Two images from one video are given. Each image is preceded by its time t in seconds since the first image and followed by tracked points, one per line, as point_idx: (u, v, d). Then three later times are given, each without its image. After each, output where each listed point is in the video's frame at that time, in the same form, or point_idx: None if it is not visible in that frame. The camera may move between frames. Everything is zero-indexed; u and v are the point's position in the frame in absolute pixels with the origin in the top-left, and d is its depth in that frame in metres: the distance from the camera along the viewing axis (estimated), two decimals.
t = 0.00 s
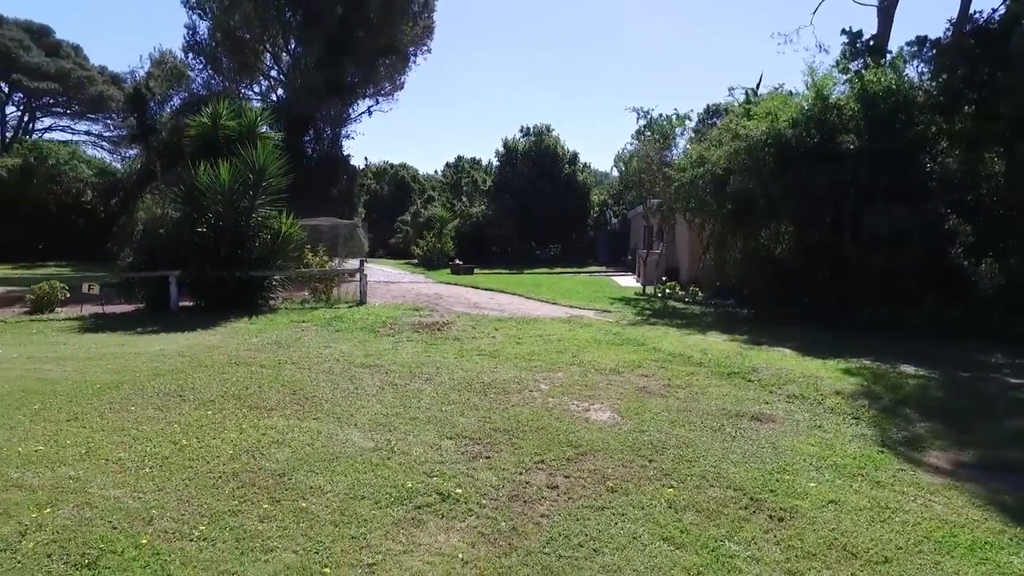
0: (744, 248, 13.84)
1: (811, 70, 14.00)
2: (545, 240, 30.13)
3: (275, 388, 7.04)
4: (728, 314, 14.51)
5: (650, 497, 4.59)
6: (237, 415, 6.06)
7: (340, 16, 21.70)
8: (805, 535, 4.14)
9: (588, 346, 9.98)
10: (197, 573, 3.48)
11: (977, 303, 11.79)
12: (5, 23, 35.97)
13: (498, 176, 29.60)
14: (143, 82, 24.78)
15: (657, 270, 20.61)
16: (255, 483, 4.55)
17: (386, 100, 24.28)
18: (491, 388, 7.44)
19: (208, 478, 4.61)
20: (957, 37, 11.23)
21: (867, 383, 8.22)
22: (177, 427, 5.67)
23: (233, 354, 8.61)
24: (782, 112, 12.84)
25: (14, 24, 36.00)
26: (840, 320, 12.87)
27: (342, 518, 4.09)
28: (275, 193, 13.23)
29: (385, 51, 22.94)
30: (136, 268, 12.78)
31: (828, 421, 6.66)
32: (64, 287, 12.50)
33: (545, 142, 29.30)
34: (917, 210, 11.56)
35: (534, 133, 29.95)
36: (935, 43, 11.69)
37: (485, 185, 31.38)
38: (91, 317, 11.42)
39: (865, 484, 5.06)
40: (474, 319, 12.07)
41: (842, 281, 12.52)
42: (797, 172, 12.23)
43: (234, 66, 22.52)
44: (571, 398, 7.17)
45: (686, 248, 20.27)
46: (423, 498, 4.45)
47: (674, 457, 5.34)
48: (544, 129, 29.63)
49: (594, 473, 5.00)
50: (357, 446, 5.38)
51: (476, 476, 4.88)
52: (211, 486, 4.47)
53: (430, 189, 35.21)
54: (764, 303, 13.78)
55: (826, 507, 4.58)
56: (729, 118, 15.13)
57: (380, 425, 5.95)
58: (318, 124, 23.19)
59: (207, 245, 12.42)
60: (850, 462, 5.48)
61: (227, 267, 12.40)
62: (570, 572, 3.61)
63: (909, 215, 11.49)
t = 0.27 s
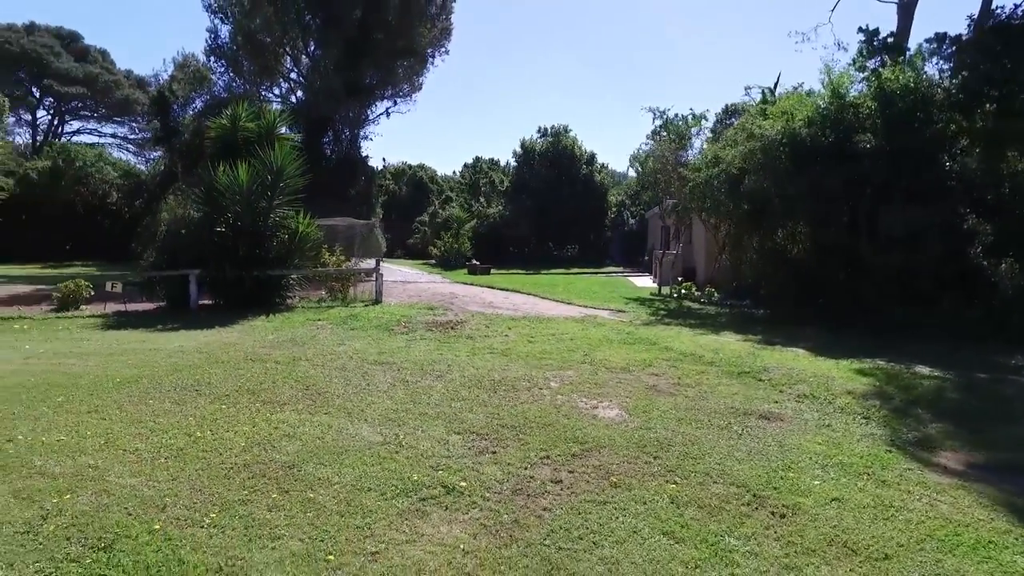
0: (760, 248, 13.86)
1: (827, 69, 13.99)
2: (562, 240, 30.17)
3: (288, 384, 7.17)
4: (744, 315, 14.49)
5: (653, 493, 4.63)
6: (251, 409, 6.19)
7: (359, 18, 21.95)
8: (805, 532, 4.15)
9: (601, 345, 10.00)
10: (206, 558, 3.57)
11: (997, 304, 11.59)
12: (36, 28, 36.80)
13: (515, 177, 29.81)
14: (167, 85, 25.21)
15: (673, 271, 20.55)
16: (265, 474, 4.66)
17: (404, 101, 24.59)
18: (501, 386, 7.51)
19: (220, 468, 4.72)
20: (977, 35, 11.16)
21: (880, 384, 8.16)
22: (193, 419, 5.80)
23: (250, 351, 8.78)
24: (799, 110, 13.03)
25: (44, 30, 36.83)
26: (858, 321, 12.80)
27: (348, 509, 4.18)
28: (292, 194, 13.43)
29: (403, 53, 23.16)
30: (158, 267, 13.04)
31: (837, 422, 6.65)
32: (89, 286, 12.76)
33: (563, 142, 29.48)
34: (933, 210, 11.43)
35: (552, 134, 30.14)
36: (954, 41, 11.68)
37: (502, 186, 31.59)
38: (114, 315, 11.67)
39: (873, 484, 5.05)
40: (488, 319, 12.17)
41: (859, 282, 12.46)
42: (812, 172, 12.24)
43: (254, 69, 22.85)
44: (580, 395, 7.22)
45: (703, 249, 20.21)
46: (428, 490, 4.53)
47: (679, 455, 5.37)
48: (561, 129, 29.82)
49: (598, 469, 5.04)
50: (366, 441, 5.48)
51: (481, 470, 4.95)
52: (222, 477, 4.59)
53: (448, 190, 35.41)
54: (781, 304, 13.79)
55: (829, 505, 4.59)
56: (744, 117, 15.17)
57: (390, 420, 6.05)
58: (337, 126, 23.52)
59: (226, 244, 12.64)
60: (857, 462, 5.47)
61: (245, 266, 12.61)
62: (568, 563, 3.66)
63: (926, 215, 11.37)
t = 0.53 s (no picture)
0: (786, 249, 13.84)
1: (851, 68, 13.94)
2: (587, 242, 30.27)
3: (310, 380, 7.33)
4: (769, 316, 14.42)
5: (663, 490, 4.67)
6: (272, 404, 6.35)
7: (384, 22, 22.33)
8: (814, 531, 4.16)
9: (620, 346, 10.02)
10: (226, 544, 3.68)
11: None
12: (76, 37, 37.92)
13: (541, 178, 29.90)
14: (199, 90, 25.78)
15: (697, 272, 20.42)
16: (284, 466, 4.79)
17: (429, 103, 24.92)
18: (519, 384, 7.59)
19: (242, 460, 4.87)
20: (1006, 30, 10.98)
21: (902, 387, 8.06)
22: (216, 413, 5.97)
23: (274, 349, 8.98)
24: (824, 108, 12.98)
25: (84, 39, 37.94)
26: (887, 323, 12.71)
27: (361, 500, 4.29)
28: (317, 195, 13.67)
29: (428, 56, 23.48)
30: (188, 266, 13.36)
31: (855, 424, 6.61)
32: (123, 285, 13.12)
33: (587, 143, 29.52)
34: (962, 209, 11.17)
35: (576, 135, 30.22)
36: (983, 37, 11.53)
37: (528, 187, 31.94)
38: (146, 313, 11.99)
39: (887, 485, 5.03)
40: (509, 319, 12.27)
41: (885, 283, 12.39)
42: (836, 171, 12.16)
43: (282, 73, 23.33)
44: (596, 394, 7.26)
45: (728, 250, 20.07)
46: (441, 484, 4.63)
47: (692, 454, 5.40)
48: (586, 130, 29.93)
49: (610, 466, 5.10)
50: (382, 436, 5.60)
51: (493, 466, 5.04)
52: (243, 468, 4.73)
53: (474, 192, 35.62)
54: (809, 304, 13.80)
55: (840, 505, 4.58)
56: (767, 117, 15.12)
57: (407, 417, 6.17)
58: (364, 128, 23.93)
59: (253, 245, 12.91)
60: (872, 463, 5.45)
61: (272, 266, 12.87)
62: (574, 556, 3.72)
63: (955, 216, 11.08)
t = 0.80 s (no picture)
0: (812, 252, 13.74)
1: (881, 66, 13.73)
2: (612, 243, 30.29)
3: (332, 378, 7.50)
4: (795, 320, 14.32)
5: (674, 489, 4.71)
6: (295, 400, 6.53)
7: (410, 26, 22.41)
8: (822, 534, 4.16)
9: (641, 347, 10.04)
10: (245, 532, 3.79)
11: None
12: (116, 43, 39.03)
13: (566, 180, 30.03)
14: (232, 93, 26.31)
15: (722, 274, 20.28)
16: (304, 460, 4.94)
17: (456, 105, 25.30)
18: (537, 384, 7.67)
19: (264, 453, 5.03)
20: None
21: (926, 392, 7.96)
22: (241, 408, 6.15)
23: (300, 347, 9.19)
24: (851, 107, 12.84)
25: (123, 45, 39.02)
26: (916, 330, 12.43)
27: (376, 494, 4.41)
28: (344, 197, 13.90)
29: (454, 59, 23.68)
30: (218, 266, 13.68)
31: (874, 428, 6.56)
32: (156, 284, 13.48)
33: (614, 145, 29.45)
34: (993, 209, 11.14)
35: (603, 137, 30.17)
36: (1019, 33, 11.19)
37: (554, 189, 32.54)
38: (176, 312, 12.30)
39: (902, 490, 4.99)
40: (532, 319, 12.35)
41: (912, 285, 12.34)
42: (864, 172, 12.30)
43: (311, 76, 23.82)
44: (614, 395, 7.31)
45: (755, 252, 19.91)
46: (455, 480, 4.73)
47: (705, 454, 5.42)
48: (612, 132, 29.87)
49: (622, 466, 5.15)
50: (400, 433, 5.72)
51: (506, 463, 5.12)
52: (265, 461, 4.89)
53: (501, 193, 35.79)
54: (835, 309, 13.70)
55: (851, 508, 4.57)
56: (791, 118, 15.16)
57: (425, 414, 6.30)
58: (392, 130, 24.39)
59: (280, 245, 13.17)
60: (888, 467, 5.41)
61: (298, 266, 13.10)
62: (580, 552, 3.79)
63: (985, 215, 11.03)
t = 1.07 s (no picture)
0: (833, 252, 13.63)
1: (904, 65, 13.58)
2: (634, 243, 30.35)
3: (350, 376, 7.65)
4: (816, 322, 14.20)
5: (680, 487, 4.76)
6: (313, 396, 6.69)
7: (434, 28, 22.70)
8: (826, 532, 4.17)
9: (657, 347, 10.06)
10: (259, 521, 3.92)
11: None
12: (149, 49, 39.95)
13: (588, 180, 30.12)
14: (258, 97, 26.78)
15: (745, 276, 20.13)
16: (318, 454, 5.08)
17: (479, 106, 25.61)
18: (552, 383, 7.74)
19: (281, 447, 5.18)
20: None
21: (945, 395, 7.88)
22: (261, 403, 6.32)
23: (320, 345, 9.38)
24: (874, 107, 12.70)
25: (156, 50, 39.92)
26: (941, 326, 12.80)
27: (386, 487, 4.52)
28: (365, 198, 14.11)
29: (477, 61, 23.95)
30: (243, 266, 13.97)
31: (889, 430, 6.51)
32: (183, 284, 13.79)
33: (637, 146, 29.33)
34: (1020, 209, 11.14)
35: (626, 137, 30.10)
36: None
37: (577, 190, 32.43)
38: (203, 311, 12.59)
39: (912, 491, 4.97)
40: (550, 320, 12.41)
41: (937, 286, 12.37)
42: (886, 171, 12.18)
43: (337, 79, 24.20)
44: (627, 394, 7.36)
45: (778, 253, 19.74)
46: (464, 475, 4.83)
47: (714, 454, 5.46)
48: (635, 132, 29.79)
49: (630, 464, 5.20)
50: (413, 429, 5.84)
51: (515, 460, 5.20)
52: (282, 454, 5.03)
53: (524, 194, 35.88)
54: (858, 308, 13.66)
55: (858, 508, 4.56)
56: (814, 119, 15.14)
57: (439, 411, 6.41)
58: (415, 132, 24.71)
59: (303, 245, 13.41)
60: (899, 469, 5.38)
61: (320, 266, 13.32)
62: (583, 545, 3.85)
63: (1012, 216, 11.06)
